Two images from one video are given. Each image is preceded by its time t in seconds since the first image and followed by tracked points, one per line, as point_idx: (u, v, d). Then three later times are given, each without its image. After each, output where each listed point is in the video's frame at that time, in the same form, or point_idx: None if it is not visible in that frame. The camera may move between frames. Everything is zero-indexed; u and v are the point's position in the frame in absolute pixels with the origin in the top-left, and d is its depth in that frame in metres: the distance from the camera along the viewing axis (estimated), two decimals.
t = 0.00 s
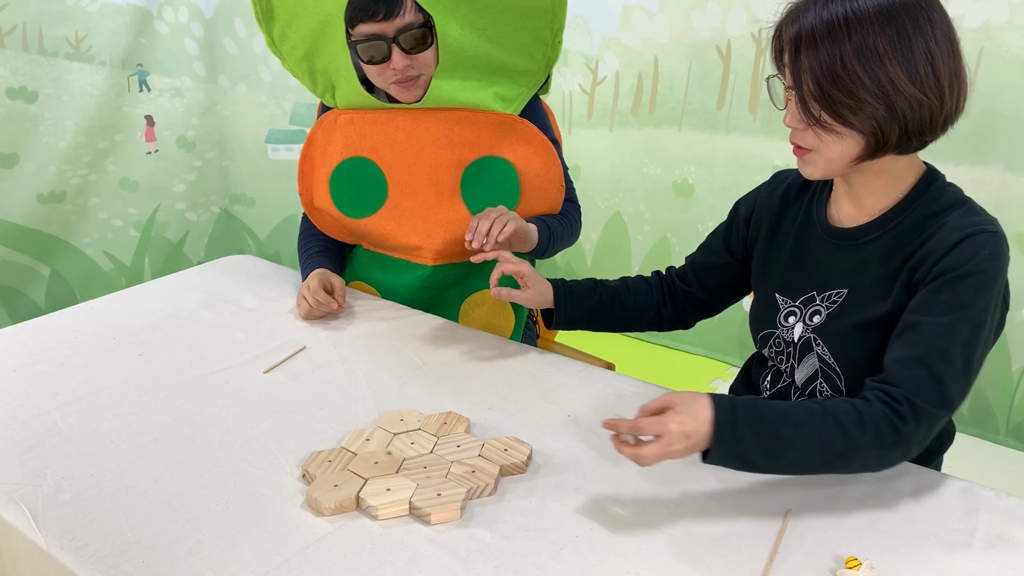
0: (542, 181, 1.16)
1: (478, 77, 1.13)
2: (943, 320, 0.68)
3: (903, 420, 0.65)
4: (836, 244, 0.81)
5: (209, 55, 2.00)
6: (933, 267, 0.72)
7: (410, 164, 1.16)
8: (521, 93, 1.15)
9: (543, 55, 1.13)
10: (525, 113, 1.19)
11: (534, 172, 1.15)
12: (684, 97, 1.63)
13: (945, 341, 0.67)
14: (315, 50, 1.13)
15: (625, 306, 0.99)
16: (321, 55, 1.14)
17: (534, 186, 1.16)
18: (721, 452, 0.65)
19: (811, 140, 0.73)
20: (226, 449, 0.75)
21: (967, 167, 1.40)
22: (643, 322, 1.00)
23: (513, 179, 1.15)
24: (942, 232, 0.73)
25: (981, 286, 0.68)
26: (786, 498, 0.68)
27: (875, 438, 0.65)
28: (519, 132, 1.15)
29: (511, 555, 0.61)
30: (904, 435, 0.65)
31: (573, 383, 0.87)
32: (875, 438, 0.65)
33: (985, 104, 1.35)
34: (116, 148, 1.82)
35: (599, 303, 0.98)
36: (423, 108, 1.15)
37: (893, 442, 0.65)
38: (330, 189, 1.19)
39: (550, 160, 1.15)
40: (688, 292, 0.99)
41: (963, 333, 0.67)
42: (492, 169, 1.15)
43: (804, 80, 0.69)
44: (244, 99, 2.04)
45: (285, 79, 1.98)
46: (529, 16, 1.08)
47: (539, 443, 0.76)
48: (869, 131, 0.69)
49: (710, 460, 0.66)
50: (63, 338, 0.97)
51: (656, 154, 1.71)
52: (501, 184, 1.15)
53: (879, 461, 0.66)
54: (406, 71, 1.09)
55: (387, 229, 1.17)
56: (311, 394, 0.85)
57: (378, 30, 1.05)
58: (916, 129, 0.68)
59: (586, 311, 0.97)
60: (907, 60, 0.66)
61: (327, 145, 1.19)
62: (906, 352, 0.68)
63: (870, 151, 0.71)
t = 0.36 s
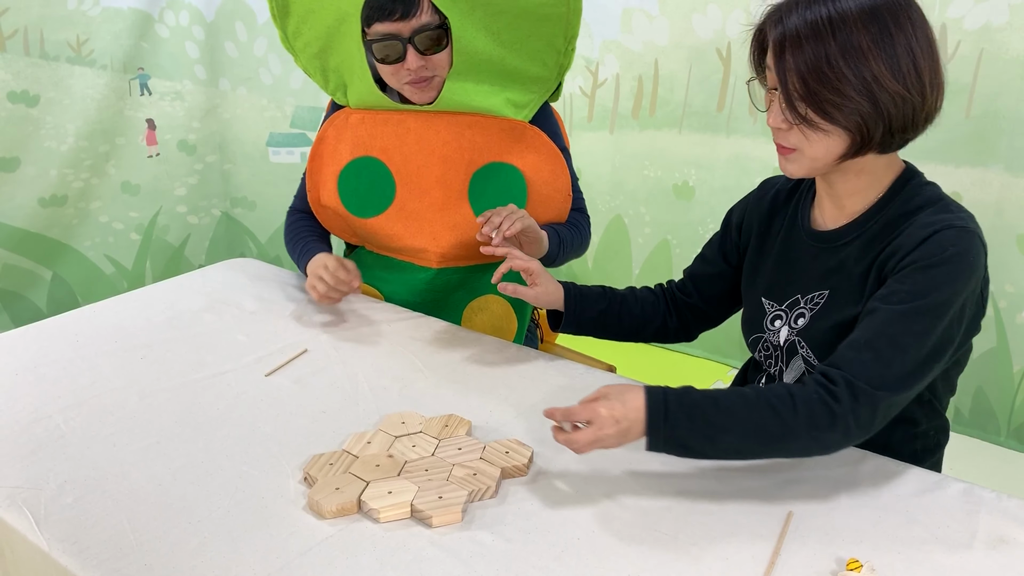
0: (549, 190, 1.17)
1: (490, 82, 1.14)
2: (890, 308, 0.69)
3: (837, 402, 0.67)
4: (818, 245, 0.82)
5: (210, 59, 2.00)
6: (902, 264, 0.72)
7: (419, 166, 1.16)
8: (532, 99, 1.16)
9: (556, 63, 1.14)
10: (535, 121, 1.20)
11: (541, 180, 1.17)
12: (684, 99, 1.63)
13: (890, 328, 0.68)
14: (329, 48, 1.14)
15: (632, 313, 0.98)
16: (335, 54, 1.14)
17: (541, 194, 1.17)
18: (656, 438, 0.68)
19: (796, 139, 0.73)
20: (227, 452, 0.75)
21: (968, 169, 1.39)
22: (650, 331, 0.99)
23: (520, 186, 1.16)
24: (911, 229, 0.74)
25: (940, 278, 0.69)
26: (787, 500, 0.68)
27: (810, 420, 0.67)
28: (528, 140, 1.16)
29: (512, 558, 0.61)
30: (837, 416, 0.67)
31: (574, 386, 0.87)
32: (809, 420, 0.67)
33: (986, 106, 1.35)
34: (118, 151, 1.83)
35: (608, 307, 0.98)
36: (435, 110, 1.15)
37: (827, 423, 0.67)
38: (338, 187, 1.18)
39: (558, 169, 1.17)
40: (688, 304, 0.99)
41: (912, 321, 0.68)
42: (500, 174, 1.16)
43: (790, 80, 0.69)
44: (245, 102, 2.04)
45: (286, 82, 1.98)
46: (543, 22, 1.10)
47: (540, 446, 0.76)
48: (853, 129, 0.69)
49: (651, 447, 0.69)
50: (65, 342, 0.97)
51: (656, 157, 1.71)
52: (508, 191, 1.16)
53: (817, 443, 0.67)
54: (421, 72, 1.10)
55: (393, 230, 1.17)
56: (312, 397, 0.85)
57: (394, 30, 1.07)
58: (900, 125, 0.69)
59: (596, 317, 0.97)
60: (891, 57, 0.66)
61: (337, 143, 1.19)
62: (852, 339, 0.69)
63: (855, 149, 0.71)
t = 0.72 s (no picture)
0: (550, 197, 1.15)
1: (501, 85, 1.15)
2: (850, 296, 0.70)
3: (776, 376, 0.68)
4: (803, 250, 0.82)
5: (211, 63, 2.01)
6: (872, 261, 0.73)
7: (424, 167, 1.17)
8: (544, 105, 1.17)
9: (568, 70, 1.15)
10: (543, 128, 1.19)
11: (544, 186, 1.14)
12: (685, 102, 1.63)
13: (846, 315, 0.69)
14: (345, 43, 1.16)
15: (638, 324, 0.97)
16: (351, 50, 1.17)
17: (542, 200, 1.15)
18: (602, 399, 0.71)
19: (775, 141, 0.74)
20: (230, 456, 0.75)
21: (968, 171, 1.39)
22: (657, 340, 0.98)
23: (522, 190, 1.15)
24: (887, 229, 0.74)
25: (904, 273, 0.69)
26: (788, 502, 0.68)
27: (749, 394, 0.69)
28: (534, 145, 1.15)
29: (514, 560, 0.61)
30: (775, 390, 0.68)
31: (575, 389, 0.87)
32: (747, 393, 0.69)
33: (986, 108, 1.34)
34: (119, 155, 1.83)
35: (618, 320, 0.97)
36: (444, 112, 1.16)
37: (765, 397, 0.68)
38: (341, 184, 1.19)
39: (562, 176, 1.15)
40: (688, 310, 0.99)
41: (870, 310, 0.68)
42: (503, 178, 1.15)
43: (769, 82, 0.70)
44: (246, 106, 2.04)
45: (287, 86, 1.99)
46: (559, 29, 1.11)
47: (542, 449, 0.76)
48: (831, 132, 0.69)
49: (599, 409, 0.72)
50: (67, 345, 0.97)
51: (657, 159, 1.71)
52: (509, 195, 1.15)
53: (755, 416, 0.69)
54: (435, 71, 1.10)
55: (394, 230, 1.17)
56: (315, 400, 0.86)
57: (411, 28, 1.07)
58: (878, 130, 0.69)
59: (606, 331, 0.96)
60: (870, 63, 0.66)
61: (345, 141, 1.20)
62: (812, 322, 0.71)
63: (833, 152, 0.72)
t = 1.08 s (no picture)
0: (546, 208, 1.12)
1: (503, 90, 1.14)
2: (829, 296, 0.70)
3: (750, 373, 0.71)
4: (789, 258, 0.83)
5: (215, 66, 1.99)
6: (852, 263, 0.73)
7: (422, 172, 1.17)
8: (545, 114, 1.15)
9: (570, 78, 1.14)
10: (546, 139, 1.17)
11: (538, 198, 1.11)
12: (688, 105, 1.63)
13: (824, 315, 0.70)
14: (353, 46, 1.19)
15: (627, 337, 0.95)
16: (358, 52, 1.19)
17: (537, 211, 1.12)
18: (584, 387, 0.77)
19: (754, 149, 0.74)
20: (234, 457, 0.76)
21: (971, 174, 1.39)
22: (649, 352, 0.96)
23: (517, 200, 1.12)
24: (870, 232, 0.74)
25: (883, 275, 0.69)
26: (791, 504, 0.68)
27: (722, 387, 0.72)
28: (531, 155, 1.12)
29: (518, 562, 0.61)
30: (748, 387, 0.70)
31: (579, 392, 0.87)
32: (721, 386, 0.72)
33: (988, 111, 1.35)
34: (123, 158, 1.84)
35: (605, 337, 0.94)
36: (446, 118, 1.17)
37: (739, 391, 0.71)
38: (346, 187, 1.22)
39: (559, 188, 1.11)
40: (682, 319, 0.98)
41: (847, 311, 0.69)
42: (499, 187, 1.13)
43: (745, 92, 0.70)
44: (249, 109, 2.04)
45: (291, 89, 1.99)
46: (561, 37, 1.11)
47: (545, 451, 0.77)
48: (810, 140, 0.70)
49: (584, 396, 0.78)
50: (72, 347, 0.98)
51: (659, 162, 1.71)
52: (503, 204, 1.13)
53: (731, 411, 0.72)
54: (433, 75, 1.11)
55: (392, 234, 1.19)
56: (319, 402, 0.86)
57: (410, 32, 1.08)
58: (855, 139, 0.69)
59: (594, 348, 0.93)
60: (846, 72, 0.66)
61: (351, 145, 1.22)
62: (792, 321, 0.72)
63: (813, 160, 0.72)
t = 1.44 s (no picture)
0: (545, 208, 1.12)
1: (504, 90, 1.14)
2: (864, 326, 0.70)
3: (818, 426, 0.69)
4: (794, 265, 0.82)
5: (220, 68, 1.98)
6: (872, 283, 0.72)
7: (423, 172, 1.18)
8: (546, 113, 1.16)
9: (570, 78, 1.15)
10: (546, 139, 1.17)
11: (538, 197, 1.12)
12: (691, 107, 1.63)
13: (868, 350, 0.69)
14: (356, 47, 1.20)
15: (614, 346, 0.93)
16: (361, 53, 1.20)
17: (536, 210, 1.12)
18: (650, 425, 0.73)
19: (759, 160, 0.74)
20: (238, 458, 0.76)
21: (974, 176, 1.39)
22: (635, 359, 0.94)
23: (517, 200, 1.12)
24: (882, 242, 0.73)
25: (916, 295, 0.69)
26: (794, 505, 0.68)
27: (791, 441, 0.70)
28: (531, 155, 1.12)
29: (520, 562, 0.62)
30: (818, 439, 0.69)
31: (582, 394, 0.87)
32: (790, 446, 0.69)
33: (992, 113, 1.35)
34: (128, 160, 1.85)
35: (589, 348, 0.91)
36: (446, 119, 1.17)
37: (808, 443, 0.69)
38: (348, 187, 1.23)
39: (557, 187, 1.11)
40: (673, 322, 0.96)
41: (890, 340, 0.68)
42: (500, 186, 1.13)
43: (751, 100, 0.70)
44: (253, 111, 2.04)
45: (295, 91, 1.99)
46: (561, 36, 1.11)
47: (548, 452, 0.77)
48: (816, 149, 0.70)
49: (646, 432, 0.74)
50: (77, 349, 0.98)
51: (662, 164, 1.71)
52: (503, 204, 1.13)
53: (798, 459, 0.70)
54: (433, 75, 1.11)
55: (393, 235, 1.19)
56: (322, 404, 0.86)
57: (412, 31, 1.08)
58: (861, 146, 0.69)
59: (578, 360, 0.89)
60: (852, 78, 0.66)
61: (353, 145, 1.23)
62: (833, 360, 0.71)
63: (819, 169, 0.72)
